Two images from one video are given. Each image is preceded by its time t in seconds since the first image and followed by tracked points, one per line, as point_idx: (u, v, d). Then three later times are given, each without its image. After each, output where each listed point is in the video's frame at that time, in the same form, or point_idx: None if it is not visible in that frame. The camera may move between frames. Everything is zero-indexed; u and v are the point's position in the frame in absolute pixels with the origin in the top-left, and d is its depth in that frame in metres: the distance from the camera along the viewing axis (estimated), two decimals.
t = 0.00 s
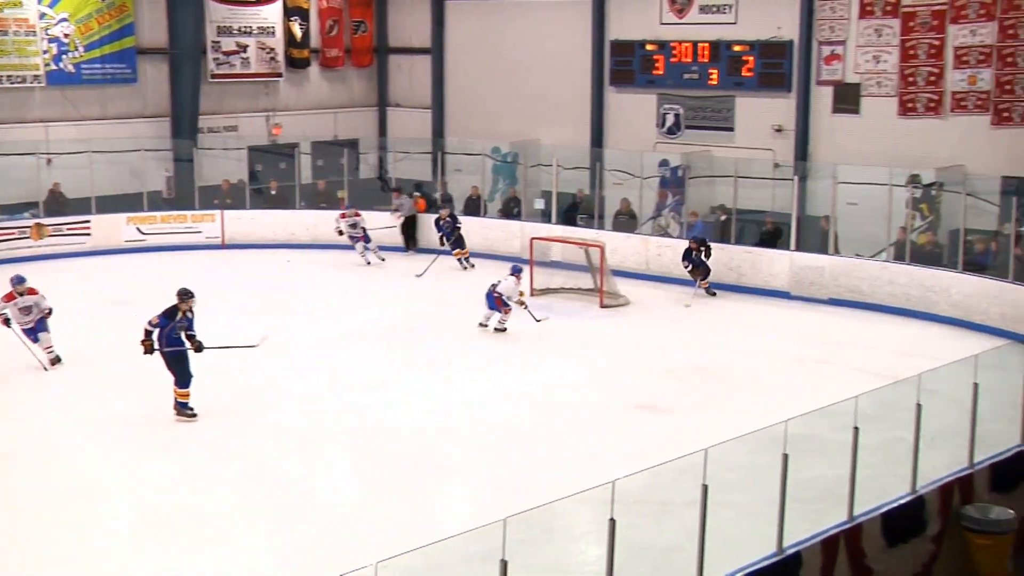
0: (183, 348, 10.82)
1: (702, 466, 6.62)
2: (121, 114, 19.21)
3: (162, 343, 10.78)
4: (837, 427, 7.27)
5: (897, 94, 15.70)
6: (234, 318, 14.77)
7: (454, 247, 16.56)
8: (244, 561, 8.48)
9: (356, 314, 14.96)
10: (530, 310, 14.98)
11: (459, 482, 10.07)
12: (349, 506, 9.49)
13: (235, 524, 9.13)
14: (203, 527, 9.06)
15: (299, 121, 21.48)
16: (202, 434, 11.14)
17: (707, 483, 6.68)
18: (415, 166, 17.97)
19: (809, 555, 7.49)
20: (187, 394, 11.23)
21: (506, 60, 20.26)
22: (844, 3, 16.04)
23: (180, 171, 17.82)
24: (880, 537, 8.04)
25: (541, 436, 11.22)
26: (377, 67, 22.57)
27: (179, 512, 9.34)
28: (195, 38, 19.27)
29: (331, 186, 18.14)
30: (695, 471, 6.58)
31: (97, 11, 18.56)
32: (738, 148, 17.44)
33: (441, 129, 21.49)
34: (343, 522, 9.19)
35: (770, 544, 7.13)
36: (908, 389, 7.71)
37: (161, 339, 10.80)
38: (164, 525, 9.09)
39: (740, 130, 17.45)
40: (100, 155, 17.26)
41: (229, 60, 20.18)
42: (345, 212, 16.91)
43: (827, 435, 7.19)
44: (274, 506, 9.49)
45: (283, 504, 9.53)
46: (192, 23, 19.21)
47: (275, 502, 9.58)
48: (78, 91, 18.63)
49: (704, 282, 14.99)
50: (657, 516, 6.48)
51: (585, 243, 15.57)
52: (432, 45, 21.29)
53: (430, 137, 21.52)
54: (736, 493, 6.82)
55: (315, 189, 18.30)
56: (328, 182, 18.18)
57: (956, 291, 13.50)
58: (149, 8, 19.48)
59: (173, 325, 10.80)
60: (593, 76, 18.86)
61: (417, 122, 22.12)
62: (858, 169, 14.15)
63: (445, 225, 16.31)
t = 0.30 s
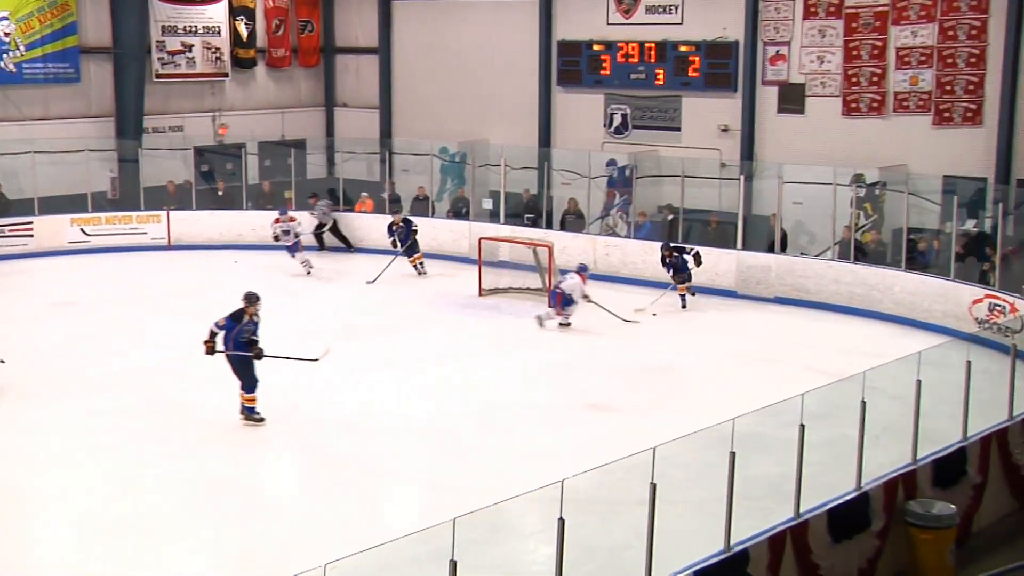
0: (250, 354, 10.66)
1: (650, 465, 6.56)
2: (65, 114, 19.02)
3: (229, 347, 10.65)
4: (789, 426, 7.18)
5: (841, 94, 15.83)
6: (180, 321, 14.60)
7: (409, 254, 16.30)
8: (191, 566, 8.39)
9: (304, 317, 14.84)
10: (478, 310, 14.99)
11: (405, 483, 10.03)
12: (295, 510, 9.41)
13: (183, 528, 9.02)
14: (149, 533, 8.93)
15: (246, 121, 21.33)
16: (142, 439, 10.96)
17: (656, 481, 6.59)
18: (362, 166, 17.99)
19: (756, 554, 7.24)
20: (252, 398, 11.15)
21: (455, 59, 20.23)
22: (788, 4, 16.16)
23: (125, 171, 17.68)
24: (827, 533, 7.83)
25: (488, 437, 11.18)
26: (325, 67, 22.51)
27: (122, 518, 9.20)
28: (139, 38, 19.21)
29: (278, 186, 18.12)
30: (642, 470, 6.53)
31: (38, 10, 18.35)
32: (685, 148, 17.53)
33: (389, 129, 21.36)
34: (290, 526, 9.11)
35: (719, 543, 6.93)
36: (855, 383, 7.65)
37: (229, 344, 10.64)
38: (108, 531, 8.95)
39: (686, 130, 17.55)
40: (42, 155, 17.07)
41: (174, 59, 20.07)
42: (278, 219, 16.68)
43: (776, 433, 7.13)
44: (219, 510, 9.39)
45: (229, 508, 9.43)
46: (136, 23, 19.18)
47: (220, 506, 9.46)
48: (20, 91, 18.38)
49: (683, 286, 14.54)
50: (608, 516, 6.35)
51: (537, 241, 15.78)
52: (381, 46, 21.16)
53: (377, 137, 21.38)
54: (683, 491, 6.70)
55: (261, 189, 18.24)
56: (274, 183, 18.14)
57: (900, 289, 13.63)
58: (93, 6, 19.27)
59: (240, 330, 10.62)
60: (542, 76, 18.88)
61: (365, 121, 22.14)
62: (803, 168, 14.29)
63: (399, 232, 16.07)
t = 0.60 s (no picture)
0: (344, 361, 10.63)
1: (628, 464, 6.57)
2: (39, 114, 18.91)
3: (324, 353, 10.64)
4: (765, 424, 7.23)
5: (817, 94, 15.91)
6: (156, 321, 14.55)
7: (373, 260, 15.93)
8: (166, 566, 8.37)
9: (282, 318, 14.81)
10: (455, 310, 15.02)
11: (383, 483, 10.02)
12: (271, 510, 9.39)
13: (159, 528, 9.01)
14: (124, 533, 8.91)
15: (222, 121, 21.25)
16: (120, 440, 10.92)
17: (634, 480, 6.61)
18: (339, 166, 17.97)
19: (733, 552, 7.33)
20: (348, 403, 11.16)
21: (431, 59, 20.23)
22: (763, 4, 16.23)
23: (99, 172, 17.58)
24: (803, 532, 7.89)
25: (465, 437, 11.19)
26: (302, 65, 22.49)
27: (100, 520, 9.17)
28: (115, 40, 19.08)
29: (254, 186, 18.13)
30: (620, 470, 6.53)
31: (11, 8, 18.12)
32: (662, 147, 17.58)
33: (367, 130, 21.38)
34: (266, 526, 9.10)
35: (694, 542, 7.02)
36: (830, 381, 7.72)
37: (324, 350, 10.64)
38: (86, 532, 8.93)
39: (663, 129, 17.59)
40: (14, 155, 17.01)
41: (149, 59, 19.97)
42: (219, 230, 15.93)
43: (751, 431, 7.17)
44: (196, 511, 9.37)
45: (205, 509, 9.41)
46: (111, 24, 19.02)
47: (197, 507, 9.43)
48: None
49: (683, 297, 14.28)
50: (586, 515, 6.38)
51: (514, 241, 15.74)
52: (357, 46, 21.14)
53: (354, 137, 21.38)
54: (661, 490, 6.72)
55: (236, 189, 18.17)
56: (251, 182, 18.16)
57: (875, 288, 13.72)
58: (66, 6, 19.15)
59: (334, 336, 10.58)
60: (518, 76, 18.89)
61: (341, 120, 22.13)
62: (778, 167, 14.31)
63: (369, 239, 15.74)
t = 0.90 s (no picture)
0: (405, 370, 10.48)
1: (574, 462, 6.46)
2: None
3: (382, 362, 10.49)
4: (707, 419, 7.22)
5: (757, 94, 16.05)
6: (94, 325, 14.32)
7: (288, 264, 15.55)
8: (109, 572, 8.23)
9: (223, 320, 14.63)
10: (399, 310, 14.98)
11: (326, 486, 9.95)
12: (213, 515, 9.26)
13: (99, 536, 8.84)
14: (70, 541, 8.75)
15: (162, 121, 21.00)
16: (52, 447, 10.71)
17: (579, 478, 6.52)
18: (282, 165, 17.82)
19: (677, 549, 7.34)
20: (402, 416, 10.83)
21: (374, 58, 20.17)
22: (705, 5, 16.32)
23: (36, 173, 17.28)
24: (746, 528, 7.87)
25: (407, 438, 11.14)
26: (241, 66, 22.21)
27: (36, 529, 8.96)
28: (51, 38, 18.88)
29: (194, 186, 18.08)
30: (566, 468, 6.45)
31: None
32: (606, 147, 17.64)
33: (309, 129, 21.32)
34: (209, 531, 8.98)
35: (638, 539, 6.98)
36: (770, 381, 7.67)
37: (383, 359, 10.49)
38: (27, 543, 8.69)
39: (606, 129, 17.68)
40: None
41: (87, 58, 19.75)
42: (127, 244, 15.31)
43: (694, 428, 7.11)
44: (136, 517, 9.22)
45: (146, 516, 9.24)
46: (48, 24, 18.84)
47: (139, 514, 9.29)
48: None
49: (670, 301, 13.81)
50: (533, 512, 6.34)
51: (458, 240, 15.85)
52: (299, 45, 21.11)
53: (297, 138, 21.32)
54: (606, 486, 6.67)
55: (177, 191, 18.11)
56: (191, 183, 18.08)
57: (816, 286, 13.89)
58: None
59: (394, 345, 10.41)
60: (461, 76, 18.92)
61: (278, 119, 21.83)
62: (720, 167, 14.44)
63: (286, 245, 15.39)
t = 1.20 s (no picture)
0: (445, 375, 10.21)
1: (490, 462, 6.38)
2: None
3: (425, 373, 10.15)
4: (621, 416, 7.24)
5: (669, 93, 16.21)
6: None
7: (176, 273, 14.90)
8: None
9: (133, 326, 14.32)
10: (314, 311, 14.88)
11: (240, 489, 9.80)
12: (124, 522, 9.06)
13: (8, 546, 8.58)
14: None
15: (70, 121, 20.52)
16: None
17: (497, 478, 6.47)
18: (193, 166, 17.63)
19: (594, 547, 7.25)
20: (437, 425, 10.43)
21: (287, 57, 19.96)
22: (616, 5, 16.48)
23: None
24: (661, 524, 7.88)
25: (317, 440, 11.04)
26: (151, 65, 22.05)
27: None
28: None
29: (105, 187, 17.72)
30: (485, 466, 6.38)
31: None
32: (521, 147, 17.68)
33: (220, 129, 20.98)
34: (122, 539, 8.78)
35: (558, 536, 6.91)
36: (686, 377, 7.77)
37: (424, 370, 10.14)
38: None
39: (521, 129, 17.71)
40: None
41: None
42: None
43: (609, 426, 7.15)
44: (46, 528, 8.96)
45: (54, 526, 8.99)
46: None
47: (52, 524, 9.04)
48: None
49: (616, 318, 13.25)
50: (451, 512, 6.27)
51: (374, 240, 15.91)
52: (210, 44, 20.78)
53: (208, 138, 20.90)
54: (521, 484, 6.64)
55: (86, 192, 17.80)
56: (101, 184, 17.74)
57: (728, 284, 14.05)
58: None
59: (438, 350, 10.17)
60: (375, 75, 18.87)
61: (188, 120, 21.58)
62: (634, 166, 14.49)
63: (177, 250, 14.79)
